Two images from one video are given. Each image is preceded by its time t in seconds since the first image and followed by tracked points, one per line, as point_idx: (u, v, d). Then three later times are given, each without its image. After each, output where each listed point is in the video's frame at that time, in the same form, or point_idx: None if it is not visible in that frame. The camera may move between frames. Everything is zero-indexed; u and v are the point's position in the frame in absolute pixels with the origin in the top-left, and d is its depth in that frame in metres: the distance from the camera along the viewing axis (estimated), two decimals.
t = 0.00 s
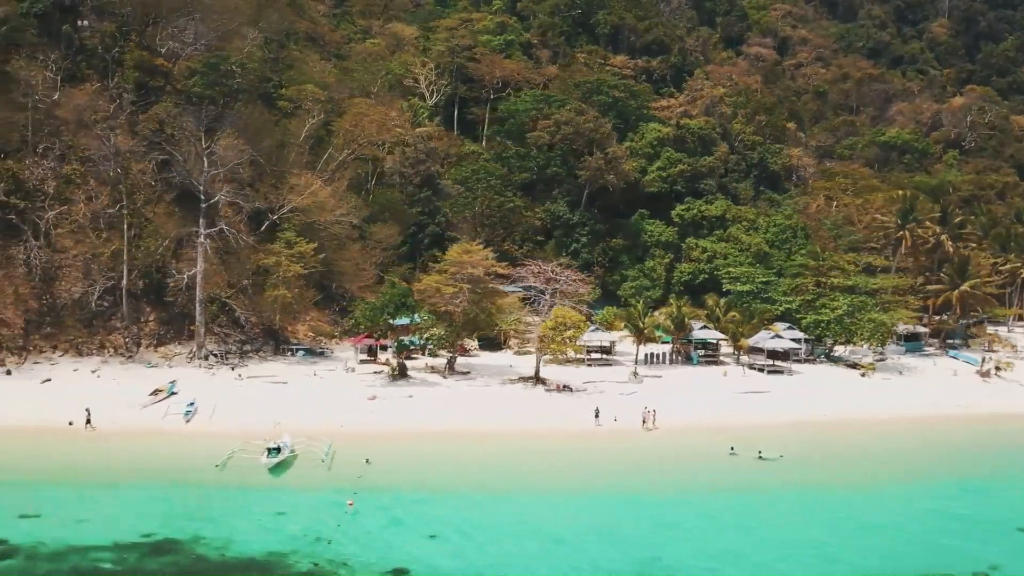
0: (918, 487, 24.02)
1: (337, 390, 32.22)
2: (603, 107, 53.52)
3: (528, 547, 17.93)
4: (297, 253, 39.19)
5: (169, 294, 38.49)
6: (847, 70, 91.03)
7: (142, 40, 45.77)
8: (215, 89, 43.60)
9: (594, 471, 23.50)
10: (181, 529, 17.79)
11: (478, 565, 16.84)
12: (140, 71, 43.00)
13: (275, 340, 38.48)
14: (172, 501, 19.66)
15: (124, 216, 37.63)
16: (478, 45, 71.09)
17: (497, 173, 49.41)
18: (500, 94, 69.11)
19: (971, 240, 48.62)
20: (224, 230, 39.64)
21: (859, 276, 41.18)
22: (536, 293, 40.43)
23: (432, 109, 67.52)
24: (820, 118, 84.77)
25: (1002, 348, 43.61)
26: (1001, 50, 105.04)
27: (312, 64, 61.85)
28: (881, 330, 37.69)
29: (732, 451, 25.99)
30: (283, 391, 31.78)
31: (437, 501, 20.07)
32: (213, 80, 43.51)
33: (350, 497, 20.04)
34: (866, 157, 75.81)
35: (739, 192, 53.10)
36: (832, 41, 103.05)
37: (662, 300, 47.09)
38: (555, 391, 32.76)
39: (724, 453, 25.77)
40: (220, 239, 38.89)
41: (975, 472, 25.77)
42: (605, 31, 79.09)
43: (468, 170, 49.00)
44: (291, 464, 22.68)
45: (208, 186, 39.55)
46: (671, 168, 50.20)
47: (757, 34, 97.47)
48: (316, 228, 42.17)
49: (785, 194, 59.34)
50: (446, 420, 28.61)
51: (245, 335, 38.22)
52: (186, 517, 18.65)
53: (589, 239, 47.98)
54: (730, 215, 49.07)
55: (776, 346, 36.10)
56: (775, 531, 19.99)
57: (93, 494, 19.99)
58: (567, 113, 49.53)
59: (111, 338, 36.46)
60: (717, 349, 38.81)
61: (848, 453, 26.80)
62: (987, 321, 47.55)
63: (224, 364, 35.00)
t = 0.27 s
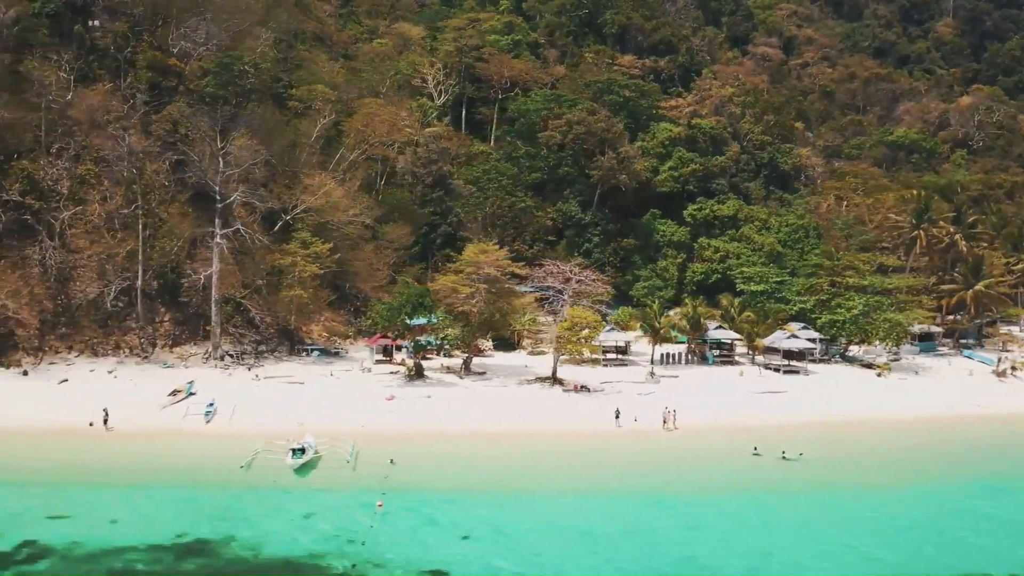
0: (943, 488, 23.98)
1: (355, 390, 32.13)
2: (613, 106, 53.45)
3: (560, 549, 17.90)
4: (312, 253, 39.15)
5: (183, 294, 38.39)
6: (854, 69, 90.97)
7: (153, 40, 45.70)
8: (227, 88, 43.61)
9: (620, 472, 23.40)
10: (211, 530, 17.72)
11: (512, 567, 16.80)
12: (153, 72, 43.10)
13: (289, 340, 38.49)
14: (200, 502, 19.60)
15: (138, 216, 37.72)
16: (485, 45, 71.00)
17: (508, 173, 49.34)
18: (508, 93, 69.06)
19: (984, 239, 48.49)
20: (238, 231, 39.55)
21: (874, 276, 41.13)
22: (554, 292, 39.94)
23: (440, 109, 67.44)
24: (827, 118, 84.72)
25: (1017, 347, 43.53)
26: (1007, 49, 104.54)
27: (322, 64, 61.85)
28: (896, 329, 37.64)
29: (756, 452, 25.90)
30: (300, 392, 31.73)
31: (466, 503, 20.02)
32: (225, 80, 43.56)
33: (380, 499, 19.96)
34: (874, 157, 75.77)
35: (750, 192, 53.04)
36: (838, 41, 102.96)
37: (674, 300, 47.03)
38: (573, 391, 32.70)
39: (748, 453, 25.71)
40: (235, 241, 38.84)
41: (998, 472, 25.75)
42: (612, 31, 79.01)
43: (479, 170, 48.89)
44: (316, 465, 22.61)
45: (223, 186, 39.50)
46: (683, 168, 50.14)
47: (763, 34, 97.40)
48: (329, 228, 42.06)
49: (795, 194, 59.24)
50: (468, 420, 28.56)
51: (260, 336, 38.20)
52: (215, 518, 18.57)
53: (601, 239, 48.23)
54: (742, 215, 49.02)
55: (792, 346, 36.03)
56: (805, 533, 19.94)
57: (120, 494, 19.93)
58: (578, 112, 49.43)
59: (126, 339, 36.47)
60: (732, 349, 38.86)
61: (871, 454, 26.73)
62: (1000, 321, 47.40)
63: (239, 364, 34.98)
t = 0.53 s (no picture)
0: (965, 488, 23.93)
1: (370, 391, 32.05)
2: (623, 106, 53.43)
3: (588, 549, 17.85)
4: (326, 253, 39.16)
5: (196, 294, 38.38)
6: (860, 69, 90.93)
7: (163, 39, 45.67)
8: (238, 89, 43.63)
9: (641, 472, 23.31)
10: (238, 532, 17.63)
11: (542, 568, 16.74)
12: (163, 71, 43.04)
13: (302, 340, 38.52)
14: (224, 503, 19.53)
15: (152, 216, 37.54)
16: (492, 45, 70.95)
17: (518, 172, 49.29)
18: (515, 93, 69.08)
19: (996, 239, 48.40)
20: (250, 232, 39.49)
21: (887, 276, 41.11)
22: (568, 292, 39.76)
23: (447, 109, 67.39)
24: (833, 118, 84.69)
25: None
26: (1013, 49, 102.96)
27: (330, 64, 61.85)
28: (910, 329, 37.63)
29: (775, 452, 25.81)
30: (315, 392, 31.67)
31: (491, 503, 19.97)
32: (236, 79, 43.63)
33: (404, 499, 19.87)
34: (881, 157, 75.77)
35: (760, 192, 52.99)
36: (843, 41, 102.91)
37: (685, 300, 46.98)
38: (587, 392, 32.65)
39: (768, 453, 25.66)
40: (247, 242, 38.80)
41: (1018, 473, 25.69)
42: (619, 31, 79.19)
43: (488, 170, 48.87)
44: (338, 466, 22.53)
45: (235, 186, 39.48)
46: (693, 168, 50.10)
47: (768, 33, 97.37)
48: (340, 229, 41.95)
49: (804, 194, 59.15)
50: (486, 420, 28.52)
51: (272, 336, 38.20)
52: (241, 520, 18.50)
53: (611, 239, 48.49)
54: (752, 215, 48.99)
55: (805, 346, 35.97)
56: (831, 534, 19.88)
57: (144, 495, 19.86)
58: (588, 112, 49.38)
59: (139, 339, 36.36)
60: (744, 349, 38.85)
61: (891, 454, 26.66)
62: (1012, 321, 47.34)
63: (253, 364, 34.93)
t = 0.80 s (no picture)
0: (988, 489, 23.89)
1: (386, 391, 31.99)
2: (633, 105, 53.39)
3: (618, 548, 17.85)
4: (342, 254, 39.10)
5: (210, 295, 38.39)
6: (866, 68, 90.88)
7: (175, 39, 45.62)
8: (251, 89, 43.63)
9: (665, 472, 23.24)
10: (268, 533, 17.57)
11: (575, 568, 16.72)
12: (176, 72, 43.05)
13: (316, 340, 38.56)
14: (250, 504, 19.48)
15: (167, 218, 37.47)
16: (500, 45, 70.86)
17: (530, 172, 49.24)
18: (523, 93, 69.03)
19: (1009, 239, 48.28)
20: (264, 232, 39.42)
21: (901, 276, 41.05)
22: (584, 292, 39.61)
23: (455, 109, 67.32)
24: (840, 117, 84.61)
25: None
26: (1018, 49, 102.76)
27: (339, 64, 61.77)
28: (926, 329, 37.56)
29: (797, 453, 25.73)
30: (332, 393, 31.62)
31: (518, 503, 19.91)
32: (249, 80, 43.67)
33: (432, 500, 19.79)
34: (888, 157, 75.78)
35: (771, 192, 52.91)
36: (849, 40, 102.85)
37: (697, 300, 46.94)
38: (605, 392, 32.59)
39: (791, 453, 25.63)
40: (262, 242, 38.73)
41: None
42: (626, 31, 79.31)
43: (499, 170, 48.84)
44: (362, 467, 22.48)
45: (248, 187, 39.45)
46: (704, 168, 50.03)
47: (774, 33, 97.33)
48: (353, 229, 41.79)
49: (814, 194, 59.00)
50: (506, 421, 28.45)
51: (287, 336, 38.21)
52: (269, 521, 18.46)
53: (623, 239, 48.57)
54: (764, 215, 48.93)
55: (821, 346, 35.89)
56: (859, 534, 19.87)
57: (170, 497, 19.80)
58: (599, 112, 49.32)
59: (154, 339, 36.34)
60: (759, 349, 38.81)
61: (912, 454, 26.61)
62: None
63: (269, 365, 34.86)
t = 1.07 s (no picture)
0: (1008, 489, 23.86)
1: (401, 391, 31.96)
2: (642, 105, 53.38)
3: (644, 550, 17.84)
4: (355, 253, 39.07)
5: (221, 295, 38.42)
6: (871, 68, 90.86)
7: (185, 39, 45.59)
8: (262, 89, 43.67)
9: (685, 473, 23.20)
10: (293, 534, 17.55)
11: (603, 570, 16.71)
12: (186, 72, 43.13)
13: (328, 340, 38.56)
14: (274, 505, 19.46)
15: (178, 219, 37.56)
16: (507, 45, 70.79)
17: (539, 172, 49.21)
18: (530, 93, 69.00)
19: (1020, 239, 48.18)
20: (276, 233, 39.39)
21: (913, 275, 41.02)
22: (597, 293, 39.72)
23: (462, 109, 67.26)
24: (846, 117, 84.56)
25: None
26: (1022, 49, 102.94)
27: (346, 63, 61.75)
28: (939, 329, 37.50)
29: (816, 453, 25.69)
30: (347, 393, 31.60)
31: (542, 504, 19.91)
32: (259, 80, 43.73)
33: (456, 501, 19.76)
34: (894, 157, 75.78)
35: (780, 191, 52.86)
36: (854, 40, 102.83)
37: (707, 300, 46.88)
38: (619, 392, 32.58)
39: (810, 453, 25.61)
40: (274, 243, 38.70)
41: None
42: (632, 31, 79.39)
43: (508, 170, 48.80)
44: (382, 467, 22.47)
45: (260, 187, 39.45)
46: (714, 168, 49.95)
47: (778, 33, 97.33)
48: (364, 229, 41.77)
49: (823, 194, 58.77)
50: (523, 420, 28.43)
51: (299, 337, 38.21)
52: (294, 521, 18.44)
53: (632, 239, 48.59)
54: (774, 215, 48.90)
55: (834, 346, 35.85)
56: (883, 534, 19.87)
57: (192, 498, 19.77)
58: (609, 112, 49.43)
59: (167, 340, 36.31)
60: (771, 349, 38.78)
61: (930, 455, 26.57)
62: None
63: (282, 365, 34.83)
